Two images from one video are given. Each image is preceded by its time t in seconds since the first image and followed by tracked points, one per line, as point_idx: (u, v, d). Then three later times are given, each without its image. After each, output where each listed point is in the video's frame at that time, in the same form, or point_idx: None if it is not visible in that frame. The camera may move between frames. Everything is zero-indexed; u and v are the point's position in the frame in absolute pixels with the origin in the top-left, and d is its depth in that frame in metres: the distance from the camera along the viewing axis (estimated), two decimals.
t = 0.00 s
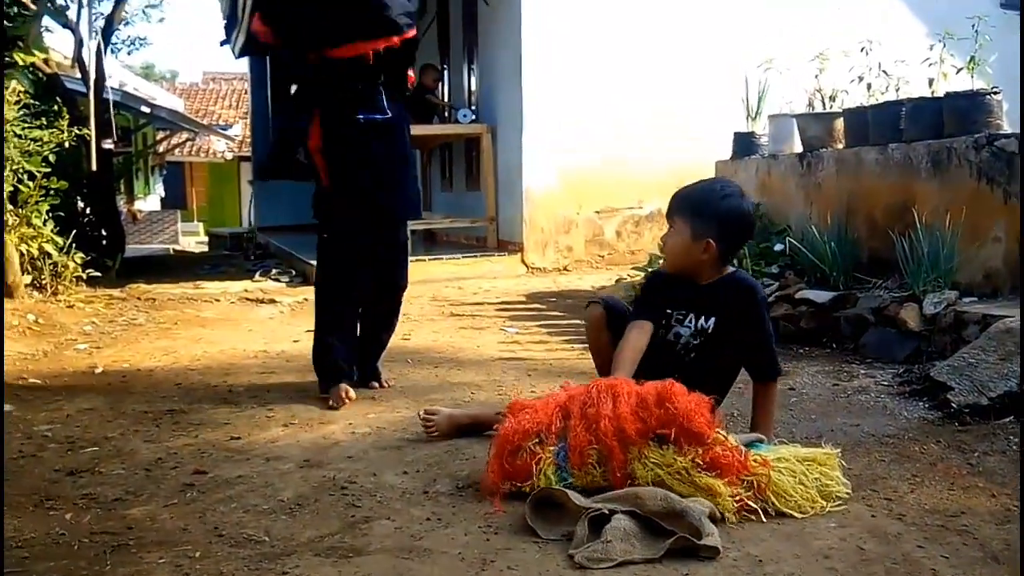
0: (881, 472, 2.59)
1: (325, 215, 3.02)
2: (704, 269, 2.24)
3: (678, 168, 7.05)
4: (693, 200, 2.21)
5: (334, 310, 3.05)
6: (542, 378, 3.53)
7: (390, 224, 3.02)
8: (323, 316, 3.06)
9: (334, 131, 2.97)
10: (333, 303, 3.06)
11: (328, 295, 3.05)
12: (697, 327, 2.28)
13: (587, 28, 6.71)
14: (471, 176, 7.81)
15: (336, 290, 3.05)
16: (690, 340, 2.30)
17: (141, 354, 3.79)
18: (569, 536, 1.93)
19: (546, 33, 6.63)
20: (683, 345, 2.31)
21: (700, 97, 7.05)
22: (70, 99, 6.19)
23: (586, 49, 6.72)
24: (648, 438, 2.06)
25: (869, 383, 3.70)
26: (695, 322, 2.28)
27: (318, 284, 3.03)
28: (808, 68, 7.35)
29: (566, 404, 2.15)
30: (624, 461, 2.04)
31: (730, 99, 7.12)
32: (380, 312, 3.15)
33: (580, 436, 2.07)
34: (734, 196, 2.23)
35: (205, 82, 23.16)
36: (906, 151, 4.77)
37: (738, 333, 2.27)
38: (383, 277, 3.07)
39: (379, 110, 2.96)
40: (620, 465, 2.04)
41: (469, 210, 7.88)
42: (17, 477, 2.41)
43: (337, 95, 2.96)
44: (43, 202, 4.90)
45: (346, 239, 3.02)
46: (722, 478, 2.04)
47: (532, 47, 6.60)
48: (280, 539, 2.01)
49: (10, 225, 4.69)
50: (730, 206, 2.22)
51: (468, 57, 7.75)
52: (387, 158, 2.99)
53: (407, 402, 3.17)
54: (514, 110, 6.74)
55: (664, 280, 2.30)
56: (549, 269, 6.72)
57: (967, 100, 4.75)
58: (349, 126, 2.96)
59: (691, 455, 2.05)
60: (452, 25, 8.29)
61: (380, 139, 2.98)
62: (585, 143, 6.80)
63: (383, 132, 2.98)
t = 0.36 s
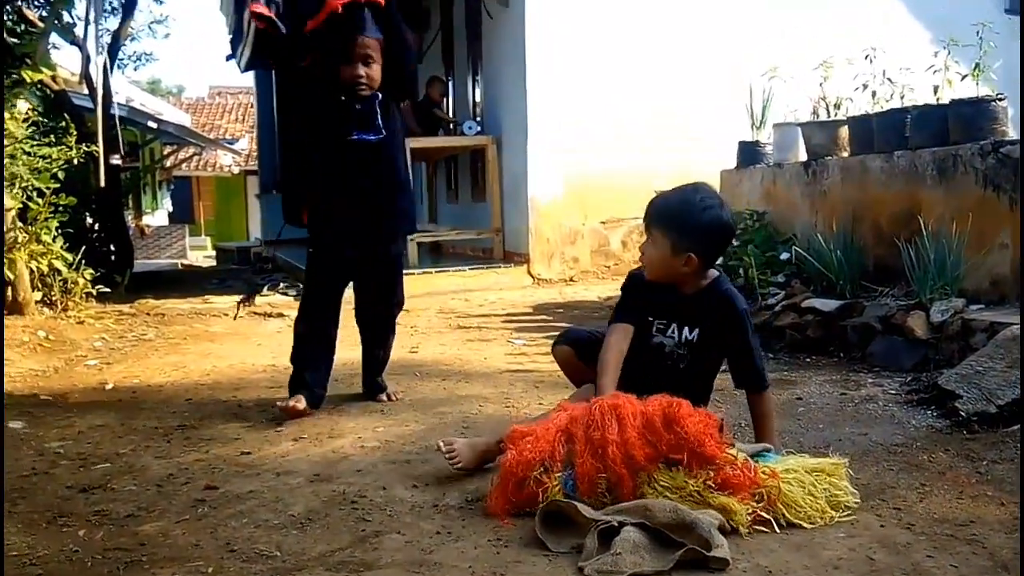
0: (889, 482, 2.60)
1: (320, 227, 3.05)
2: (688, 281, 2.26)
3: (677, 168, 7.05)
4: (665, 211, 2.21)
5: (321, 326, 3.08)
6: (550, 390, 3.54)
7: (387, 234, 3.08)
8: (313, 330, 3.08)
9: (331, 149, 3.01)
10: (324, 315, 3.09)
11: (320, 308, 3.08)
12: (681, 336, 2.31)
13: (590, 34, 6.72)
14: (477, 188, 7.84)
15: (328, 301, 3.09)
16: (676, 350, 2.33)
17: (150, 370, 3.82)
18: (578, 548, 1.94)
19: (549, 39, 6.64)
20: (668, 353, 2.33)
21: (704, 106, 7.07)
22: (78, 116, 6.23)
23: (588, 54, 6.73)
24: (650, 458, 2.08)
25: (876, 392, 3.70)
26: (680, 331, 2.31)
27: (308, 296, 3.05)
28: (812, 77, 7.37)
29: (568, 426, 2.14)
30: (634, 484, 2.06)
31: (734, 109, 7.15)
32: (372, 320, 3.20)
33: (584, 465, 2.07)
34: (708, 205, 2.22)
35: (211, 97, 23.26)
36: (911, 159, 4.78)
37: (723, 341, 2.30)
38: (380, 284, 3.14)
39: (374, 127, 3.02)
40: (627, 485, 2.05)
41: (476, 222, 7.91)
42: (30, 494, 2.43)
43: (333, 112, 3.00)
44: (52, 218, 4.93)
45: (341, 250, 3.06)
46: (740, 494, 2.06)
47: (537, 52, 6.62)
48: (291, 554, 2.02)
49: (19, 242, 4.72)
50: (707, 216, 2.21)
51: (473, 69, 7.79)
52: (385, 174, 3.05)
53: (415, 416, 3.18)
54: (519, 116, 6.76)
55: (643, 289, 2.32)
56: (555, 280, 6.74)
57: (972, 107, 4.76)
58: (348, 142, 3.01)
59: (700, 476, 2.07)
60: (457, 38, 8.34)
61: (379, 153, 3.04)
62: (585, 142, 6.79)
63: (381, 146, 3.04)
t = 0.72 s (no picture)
0: (897, 502, 2.58)
1: (286, 243, 2.99)
2: (666, 304, 2.26)
3: (676, 167, 7.04)
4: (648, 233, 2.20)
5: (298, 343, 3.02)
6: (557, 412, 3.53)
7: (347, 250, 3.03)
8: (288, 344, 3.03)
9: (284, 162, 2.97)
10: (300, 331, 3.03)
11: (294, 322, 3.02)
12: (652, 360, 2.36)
13: (591, 52, 6.73)
14: (482, 208, 7.86)
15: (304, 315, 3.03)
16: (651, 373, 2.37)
17: (158, 398, 3.81)
18: None
19: (552, 59, 6.67)
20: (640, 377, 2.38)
21: (707, 124, 7.08)
22: (85, 143, 6.27)
23: (591, 72, 6.74)
24: (662, 428, 2.12)
25: (882, 411, 3.67)
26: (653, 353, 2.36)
27: (285, 311, 3.00)
28: (812, 95, 7.40)
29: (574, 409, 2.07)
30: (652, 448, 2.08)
31: (737, 127, 7.15)
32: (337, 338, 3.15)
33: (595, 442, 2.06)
34: (693, 230, 2.20)
35: (215, 119, 23.36)
36: (914, 177, 4.78)
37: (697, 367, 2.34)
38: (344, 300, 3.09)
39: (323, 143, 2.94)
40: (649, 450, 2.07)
41: (481, 242, 7.93)
42: (40, 527, 2.42)
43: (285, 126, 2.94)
44: (59, 246, 4.95)
45: (310, 267, 3.02)
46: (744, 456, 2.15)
47: (540, 70, 6.64)
48: None
49: (25, 269, 4.74)
50: (690, 240, 2.19)
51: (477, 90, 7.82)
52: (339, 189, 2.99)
53: (423, 441, 3.17)
54: (524, 134, 6.78)
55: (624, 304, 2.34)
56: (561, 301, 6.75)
57: (971, 126, 4.77)
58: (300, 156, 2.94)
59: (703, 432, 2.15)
60: (460, 58, 8.38)
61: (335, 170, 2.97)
62: (584, 142, 6.78)
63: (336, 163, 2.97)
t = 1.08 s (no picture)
0: (911, 529, 2.60)
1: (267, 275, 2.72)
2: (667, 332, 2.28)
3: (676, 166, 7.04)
4: (645, 257, 2.22)
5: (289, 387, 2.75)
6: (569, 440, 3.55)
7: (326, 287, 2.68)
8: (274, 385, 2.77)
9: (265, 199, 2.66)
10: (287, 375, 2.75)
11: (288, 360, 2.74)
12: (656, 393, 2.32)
13: (598, 80, 6.79)
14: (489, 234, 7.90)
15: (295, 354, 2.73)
16: (654, 405, 2.33)
17: (171, 429, 3.87)
18: None
19: (557, 82, 6.73)
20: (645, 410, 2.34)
21: (709, 148, 7.12)
22: (98, 174, 6.35)
23: (593, 75, 6.77)
24: (572, 442, 2.09)
25: (893, 434, 3.68)
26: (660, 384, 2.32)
27: (263, 346, 2.71)
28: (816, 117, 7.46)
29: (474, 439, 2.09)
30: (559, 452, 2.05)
31: (742, 150, 7.20)
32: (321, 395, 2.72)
33: (498, 455, 2.06)
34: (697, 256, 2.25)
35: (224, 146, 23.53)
36: (919, 198, 4.81)
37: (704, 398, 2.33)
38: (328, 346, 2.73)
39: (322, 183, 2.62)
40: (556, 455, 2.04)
41: (488, 267, 7.96)
42: (59, 560, 2.46)
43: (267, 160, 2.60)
44: (74, 278, 5.02)
45: (289, 301, 2.71)
46: (651, 462, 2.10)
47: (544, 94, 6.71)
48: None
49: (40, 302, 4.81)
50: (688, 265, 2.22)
51: (482, 114, 7.90)
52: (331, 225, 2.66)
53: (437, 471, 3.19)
54: (530, 158, 6.84)
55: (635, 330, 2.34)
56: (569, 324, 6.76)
57: (976, 147, 4.81)
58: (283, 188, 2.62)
59: (609, 442, 2.10)
60: (465, 83, 8.46)
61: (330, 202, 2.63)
62: (584, 142, 6.81)
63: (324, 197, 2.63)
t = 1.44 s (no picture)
0: (922, 544, 2.60)
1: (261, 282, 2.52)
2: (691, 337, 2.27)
3: (678, 171, 7.05)
4: (673, 268, 2.22)
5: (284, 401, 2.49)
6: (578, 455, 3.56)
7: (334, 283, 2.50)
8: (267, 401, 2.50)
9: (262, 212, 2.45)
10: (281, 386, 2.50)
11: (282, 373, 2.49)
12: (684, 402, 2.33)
13: (604, 93, 6.83)
14: (497, 249, 7.92)
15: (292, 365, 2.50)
16: (685, 416, 2.34)
17: (183, 446, 3.90)
18: None
19: (564, 97, 6.76)
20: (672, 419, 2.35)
21: (716, 162, 7.15)
22: (110, 192, 6.42)
23: (598, 89, 6.81)
24: (562, 480, 1.93)
25: (903, 449, 3.67)
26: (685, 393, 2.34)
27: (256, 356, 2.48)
28: (823, 131, 7.47)
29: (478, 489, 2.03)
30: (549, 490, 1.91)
31: (749, 163, 7.22)
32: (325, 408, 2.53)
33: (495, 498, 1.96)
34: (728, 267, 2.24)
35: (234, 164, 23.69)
36: (927, 210, 4.82)
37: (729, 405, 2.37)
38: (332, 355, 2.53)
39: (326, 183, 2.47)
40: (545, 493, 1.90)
41: (496, 282, 7.98)
42: None
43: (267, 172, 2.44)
44: (86, 296, 5.07)
45: (283, 306, 2.50)
46: (638, 498, 1.88)
47: (551, 107, 6.74)
48: None
49: (53, 320, 4.87)
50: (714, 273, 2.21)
51: (490, 130, 7.95)
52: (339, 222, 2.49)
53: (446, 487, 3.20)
54: (538, 171, 6.86)
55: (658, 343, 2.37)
56: (577, 337, 6.76)
57: (983, 160, 4.82)
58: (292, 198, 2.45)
59: (596, 479, 1.91)
60: (472, 99, 8.51)
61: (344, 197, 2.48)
62: (586, 148, 6.82)
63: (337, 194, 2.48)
